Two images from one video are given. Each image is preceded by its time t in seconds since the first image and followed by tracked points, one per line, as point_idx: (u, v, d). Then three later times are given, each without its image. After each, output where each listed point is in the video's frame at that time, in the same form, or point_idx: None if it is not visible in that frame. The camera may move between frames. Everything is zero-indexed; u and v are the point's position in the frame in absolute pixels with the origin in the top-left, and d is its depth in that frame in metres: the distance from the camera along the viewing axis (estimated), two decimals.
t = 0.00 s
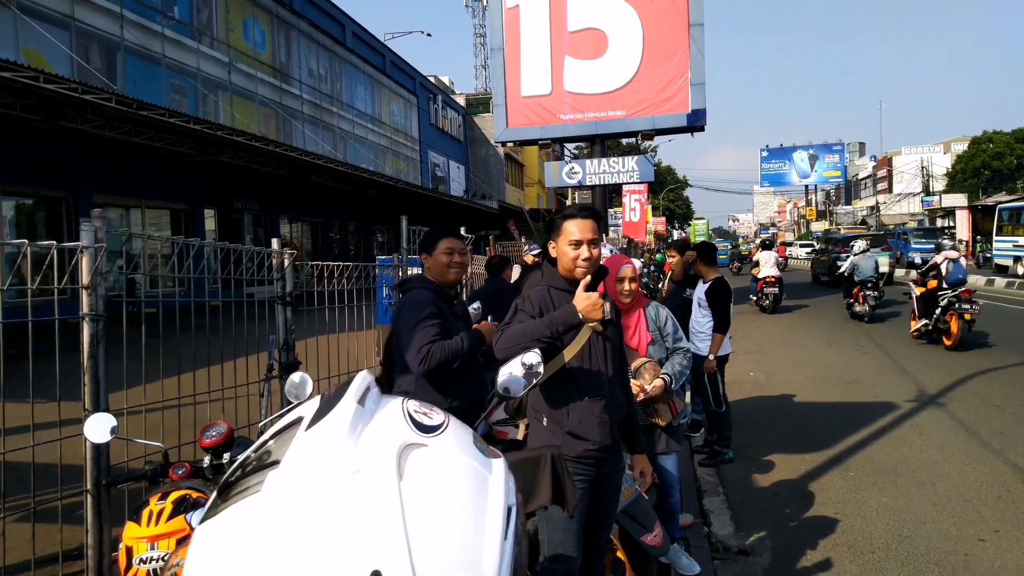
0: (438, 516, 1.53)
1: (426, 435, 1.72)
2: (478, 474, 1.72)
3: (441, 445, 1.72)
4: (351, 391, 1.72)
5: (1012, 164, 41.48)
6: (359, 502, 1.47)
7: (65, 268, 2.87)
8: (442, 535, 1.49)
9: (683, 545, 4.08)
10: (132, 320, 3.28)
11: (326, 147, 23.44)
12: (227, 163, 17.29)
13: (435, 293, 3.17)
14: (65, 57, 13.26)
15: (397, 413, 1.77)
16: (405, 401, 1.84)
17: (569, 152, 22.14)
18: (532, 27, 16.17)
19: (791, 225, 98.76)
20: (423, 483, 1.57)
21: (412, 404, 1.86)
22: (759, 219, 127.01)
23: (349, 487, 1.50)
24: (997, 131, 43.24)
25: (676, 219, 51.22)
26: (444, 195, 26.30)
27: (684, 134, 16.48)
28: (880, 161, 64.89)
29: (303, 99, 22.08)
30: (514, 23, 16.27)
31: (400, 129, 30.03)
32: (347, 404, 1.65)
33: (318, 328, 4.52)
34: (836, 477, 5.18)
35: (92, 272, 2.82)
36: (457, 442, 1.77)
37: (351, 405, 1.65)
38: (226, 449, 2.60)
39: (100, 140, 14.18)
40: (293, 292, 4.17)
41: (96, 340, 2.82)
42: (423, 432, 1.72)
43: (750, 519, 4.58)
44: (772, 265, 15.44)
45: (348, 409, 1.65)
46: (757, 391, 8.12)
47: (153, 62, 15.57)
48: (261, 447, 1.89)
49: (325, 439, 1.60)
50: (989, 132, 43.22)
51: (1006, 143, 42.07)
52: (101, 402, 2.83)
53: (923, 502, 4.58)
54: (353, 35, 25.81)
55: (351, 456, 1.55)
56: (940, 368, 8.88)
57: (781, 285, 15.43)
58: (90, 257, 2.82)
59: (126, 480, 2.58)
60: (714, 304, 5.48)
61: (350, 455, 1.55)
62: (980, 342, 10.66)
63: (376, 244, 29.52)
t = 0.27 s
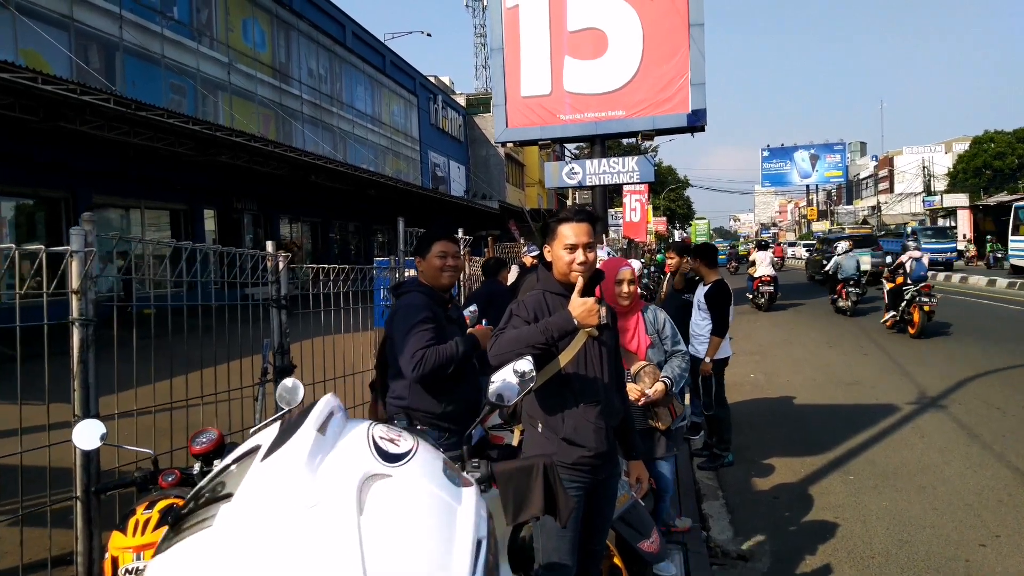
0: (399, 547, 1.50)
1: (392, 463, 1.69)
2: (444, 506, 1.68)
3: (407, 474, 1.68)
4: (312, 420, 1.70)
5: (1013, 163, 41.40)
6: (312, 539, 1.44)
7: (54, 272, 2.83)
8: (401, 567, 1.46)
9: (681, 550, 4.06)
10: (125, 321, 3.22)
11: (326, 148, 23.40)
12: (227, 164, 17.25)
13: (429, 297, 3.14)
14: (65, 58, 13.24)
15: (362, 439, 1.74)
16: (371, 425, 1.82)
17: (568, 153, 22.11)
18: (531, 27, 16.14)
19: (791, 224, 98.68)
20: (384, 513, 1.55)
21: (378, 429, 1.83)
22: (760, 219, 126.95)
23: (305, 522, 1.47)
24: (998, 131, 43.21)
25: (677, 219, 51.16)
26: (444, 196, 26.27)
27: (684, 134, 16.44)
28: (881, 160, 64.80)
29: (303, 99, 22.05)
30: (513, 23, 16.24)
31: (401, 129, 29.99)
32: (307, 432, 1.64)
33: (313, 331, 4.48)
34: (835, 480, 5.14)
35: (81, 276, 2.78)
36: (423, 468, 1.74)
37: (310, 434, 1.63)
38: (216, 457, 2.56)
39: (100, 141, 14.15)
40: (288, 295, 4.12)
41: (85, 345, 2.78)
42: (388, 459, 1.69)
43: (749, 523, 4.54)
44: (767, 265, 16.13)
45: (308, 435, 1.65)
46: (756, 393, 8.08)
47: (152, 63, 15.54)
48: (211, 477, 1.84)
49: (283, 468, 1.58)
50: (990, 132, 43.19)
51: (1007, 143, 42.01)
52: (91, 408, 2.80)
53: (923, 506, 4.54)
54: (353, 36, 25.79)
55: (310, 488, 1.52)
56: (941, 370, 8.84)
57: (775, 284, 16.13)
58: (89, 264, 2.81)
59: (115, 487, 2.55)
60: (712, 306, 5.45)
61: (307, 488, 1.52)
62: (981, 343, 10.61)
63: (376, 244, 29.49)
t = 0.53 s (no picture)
0: None
1: (322, 497, 1.60)
2: (384, 548, 1.59)
3: (339, 511, 1.59)
4: (236, 454, 1.61)
5: (1012, 164, 41.40)
6: None
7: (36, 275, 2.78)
8: None
9: (675, 555, 4.00)
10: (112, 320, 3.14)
11: (325, 148, 23.35)
12: (224, 164, 17.19)
13: (419, 300, 3.12)
14: (62, 57, 13.19)
15: (293, 471, 1.65)
16: (306, 455, 1.73)
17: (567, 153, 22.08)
18: (530, 27, 16.09)
19: (790, 225, 98.71)
20: (308, 555, 1.46)
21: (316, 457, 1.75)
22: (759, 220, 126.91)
23: (218, 567, 1.38)
24: (996, 132, 43.25)
25: (676, 220, 51.14)
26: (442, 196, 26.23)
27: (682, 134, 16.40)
28: (880, 161, 64.81)
29: (302, 99, 22.00)
30: (512, 23, 16.20)
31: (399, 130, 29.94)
32: (229, 466, 1.56)
33: (302, 334, 4.44)
34: (832, 484, 5.10)
35: (63, 280, 2.75)
36: (363, 499, 1.66)
37: (233, 468, 1.55)
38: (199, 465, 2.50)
39: (97, 141, 14.10)
40: (277, 297, 4.10)
41: (67, 349, 2.75)
42: (319, 494, 1.61)
43: (744, 528, 4.50)
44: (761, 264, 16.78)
45: (231, 469, 1.56)
46: (753, 395, 8.03)
47: (150, 62, 15.49)
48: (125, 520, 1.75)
49: (202, 504, 1.49)
50: (989, 133, 43.23)
51: (1006, 143, 42.01)
52: (72, 413, 2.77)
53: (919, 511, 4.50)
54: (352, 36, 25.75)
55: (227, 529, 1.44)
56: (940, 372, 8.81)
57: (768, 283, 16.81)
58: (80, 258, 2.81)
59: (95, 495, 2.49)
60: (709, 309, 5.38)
61: (226, 529, 1.44)
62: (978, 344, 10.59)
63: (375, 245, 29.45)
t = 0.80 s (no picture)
0: None
1: (247, 528, 1.51)
2: None
3: (265, 544, 1.51)
4: (157, 478, 1.51)
5: (1012, 164, 41.34)
6: None
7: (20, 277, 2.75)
8: None
9: (670, 559, 3.96)
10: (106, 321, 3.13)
11: (324, 148, 23.31)
12: (223, 163, 17.14)
13: (409, 302, 3.08)
14: (60, 57, 13.16)
15: (221, 498, 1.56)
16: (238, 480, 1.63)
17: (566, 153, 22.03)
18: (529, 26, 16.04)
19: (791, 224, 98.61)
20: None
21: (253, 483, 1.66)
22: (760, 219, 126.83)
23: None
24: (997, 131, 43.17)
25: (676, 219, 51.10)
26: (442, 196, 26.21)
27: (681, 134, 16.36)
28: (880, 161, 64.74)
29: (301, 99, 21.95)
30: (511, 22, 16.15)
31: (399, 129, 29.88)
32: (145, 494, 1.46)
33: (293, 334, 4.37)
34: (830, 486, 5.06)
35: (46, 281, 2.70)
36: (295, 533, 1.56)
37: (149, 497, 1.45)
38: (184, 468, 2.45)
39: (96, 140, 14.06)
40: (268, 299, 4.05)
41: (51, 352, 2.70)
42: (244, 525, 1.52)
43: (741, 531, 4.45)
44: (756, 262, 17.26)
45: (147, 494, 1.48)
46: (752, 396, 8.00)
47: (148, 62, 15.45)
48: (35, 547, 1.67)
49: (113, 537, 1.41)
50: (989, 132, 43.14)
51: (1006, 143, 41.94)
52: (56, 417, 2.72)
53: (918, 514, 4.46)
54: (351, 35, 25.70)
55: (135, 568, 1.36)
56: (939, 372, 8.77)
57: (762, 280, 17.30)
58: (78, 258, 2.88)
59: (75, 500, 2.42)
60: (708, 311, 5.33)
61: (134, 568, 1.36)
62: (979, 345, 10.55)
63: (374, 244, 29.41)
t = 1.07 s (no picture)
0: None
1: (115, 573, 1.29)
2: None
3: None
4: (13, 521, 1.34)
5: (1014, 159, 41.18)
6: None
7: None
8: None
9: (665, 562, 3.89)
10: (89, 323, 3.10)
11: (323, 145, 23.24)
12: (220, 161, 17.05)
13: (395, 301, 3.01)
14: (56, 55, 13.08)
15: (90, 539, 1.34)
16: (124, 515, 1.41)
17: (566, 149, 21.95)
18: (527, 22, 15.95)
19: (791, 221, 98.46)
20: None
21: (142, 515, 1.42)
22: (760, 216, 126.72)
23: None
24: (998, 127, 42.99)
25: (676, 216, 51.01)
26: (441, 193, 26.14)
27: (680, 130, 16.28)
28: (881, 157, 64.59)
29: (299, 96, 21.86)
30: (509, 18, 16.05)
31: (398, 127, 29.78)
32: None
33: (280, 335, 4.31)
34: (828, 487, 5.00)
35: (21, 282, 2.64)
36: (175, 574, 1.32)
37: None
38: (160, 472, 2.38)
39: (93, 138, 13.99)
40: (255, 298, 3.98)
41: (26, 354, 2.64)
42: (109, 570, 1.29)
43: (737, 533, 4.39)
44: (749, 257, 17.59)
45: None
46: (750, 395, 7.93)
47: (145, 59, 15.36)
48: None
49: None
50: (991, 128, 42.96)
51: (1008, 139, 41.79)
52: (32, 420, 2.66)
53: (917, 515, 4.40)
54: (350, 32, 25.58)
55: None
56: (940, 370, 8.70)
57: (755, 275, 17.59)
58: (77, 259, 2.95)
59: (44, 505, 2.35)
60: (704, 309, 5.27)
61: None
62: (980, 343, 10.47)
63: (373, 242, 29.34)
